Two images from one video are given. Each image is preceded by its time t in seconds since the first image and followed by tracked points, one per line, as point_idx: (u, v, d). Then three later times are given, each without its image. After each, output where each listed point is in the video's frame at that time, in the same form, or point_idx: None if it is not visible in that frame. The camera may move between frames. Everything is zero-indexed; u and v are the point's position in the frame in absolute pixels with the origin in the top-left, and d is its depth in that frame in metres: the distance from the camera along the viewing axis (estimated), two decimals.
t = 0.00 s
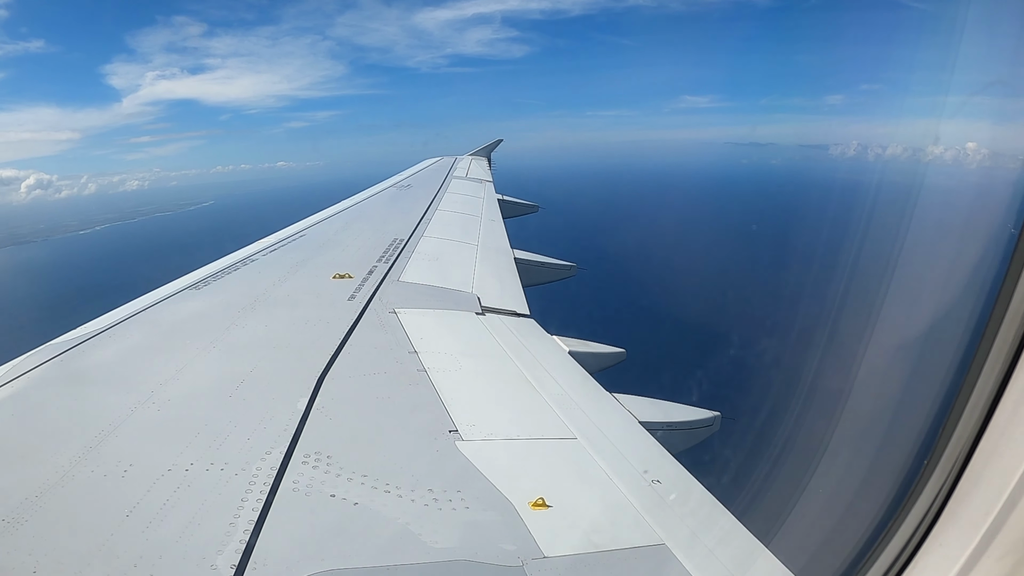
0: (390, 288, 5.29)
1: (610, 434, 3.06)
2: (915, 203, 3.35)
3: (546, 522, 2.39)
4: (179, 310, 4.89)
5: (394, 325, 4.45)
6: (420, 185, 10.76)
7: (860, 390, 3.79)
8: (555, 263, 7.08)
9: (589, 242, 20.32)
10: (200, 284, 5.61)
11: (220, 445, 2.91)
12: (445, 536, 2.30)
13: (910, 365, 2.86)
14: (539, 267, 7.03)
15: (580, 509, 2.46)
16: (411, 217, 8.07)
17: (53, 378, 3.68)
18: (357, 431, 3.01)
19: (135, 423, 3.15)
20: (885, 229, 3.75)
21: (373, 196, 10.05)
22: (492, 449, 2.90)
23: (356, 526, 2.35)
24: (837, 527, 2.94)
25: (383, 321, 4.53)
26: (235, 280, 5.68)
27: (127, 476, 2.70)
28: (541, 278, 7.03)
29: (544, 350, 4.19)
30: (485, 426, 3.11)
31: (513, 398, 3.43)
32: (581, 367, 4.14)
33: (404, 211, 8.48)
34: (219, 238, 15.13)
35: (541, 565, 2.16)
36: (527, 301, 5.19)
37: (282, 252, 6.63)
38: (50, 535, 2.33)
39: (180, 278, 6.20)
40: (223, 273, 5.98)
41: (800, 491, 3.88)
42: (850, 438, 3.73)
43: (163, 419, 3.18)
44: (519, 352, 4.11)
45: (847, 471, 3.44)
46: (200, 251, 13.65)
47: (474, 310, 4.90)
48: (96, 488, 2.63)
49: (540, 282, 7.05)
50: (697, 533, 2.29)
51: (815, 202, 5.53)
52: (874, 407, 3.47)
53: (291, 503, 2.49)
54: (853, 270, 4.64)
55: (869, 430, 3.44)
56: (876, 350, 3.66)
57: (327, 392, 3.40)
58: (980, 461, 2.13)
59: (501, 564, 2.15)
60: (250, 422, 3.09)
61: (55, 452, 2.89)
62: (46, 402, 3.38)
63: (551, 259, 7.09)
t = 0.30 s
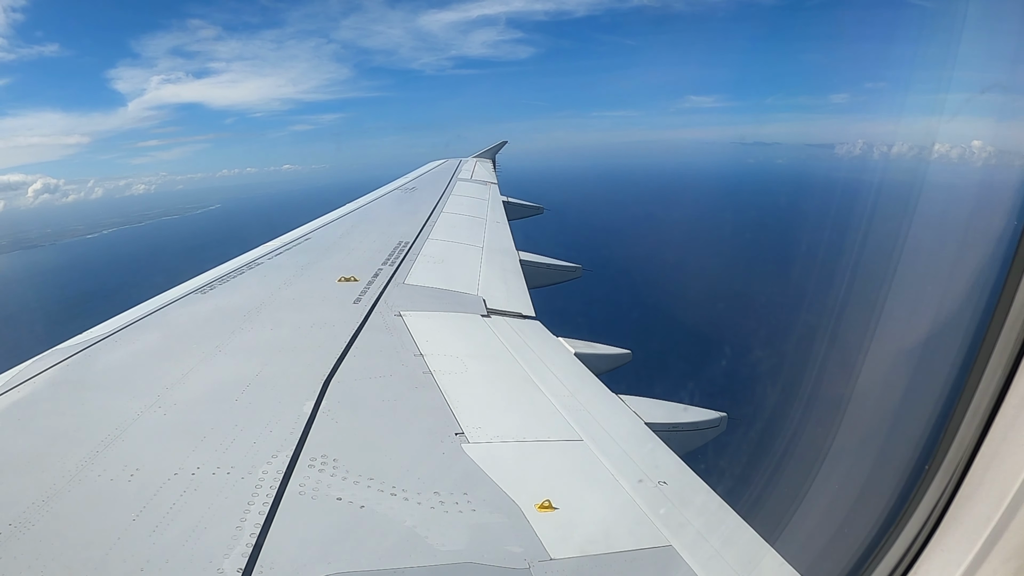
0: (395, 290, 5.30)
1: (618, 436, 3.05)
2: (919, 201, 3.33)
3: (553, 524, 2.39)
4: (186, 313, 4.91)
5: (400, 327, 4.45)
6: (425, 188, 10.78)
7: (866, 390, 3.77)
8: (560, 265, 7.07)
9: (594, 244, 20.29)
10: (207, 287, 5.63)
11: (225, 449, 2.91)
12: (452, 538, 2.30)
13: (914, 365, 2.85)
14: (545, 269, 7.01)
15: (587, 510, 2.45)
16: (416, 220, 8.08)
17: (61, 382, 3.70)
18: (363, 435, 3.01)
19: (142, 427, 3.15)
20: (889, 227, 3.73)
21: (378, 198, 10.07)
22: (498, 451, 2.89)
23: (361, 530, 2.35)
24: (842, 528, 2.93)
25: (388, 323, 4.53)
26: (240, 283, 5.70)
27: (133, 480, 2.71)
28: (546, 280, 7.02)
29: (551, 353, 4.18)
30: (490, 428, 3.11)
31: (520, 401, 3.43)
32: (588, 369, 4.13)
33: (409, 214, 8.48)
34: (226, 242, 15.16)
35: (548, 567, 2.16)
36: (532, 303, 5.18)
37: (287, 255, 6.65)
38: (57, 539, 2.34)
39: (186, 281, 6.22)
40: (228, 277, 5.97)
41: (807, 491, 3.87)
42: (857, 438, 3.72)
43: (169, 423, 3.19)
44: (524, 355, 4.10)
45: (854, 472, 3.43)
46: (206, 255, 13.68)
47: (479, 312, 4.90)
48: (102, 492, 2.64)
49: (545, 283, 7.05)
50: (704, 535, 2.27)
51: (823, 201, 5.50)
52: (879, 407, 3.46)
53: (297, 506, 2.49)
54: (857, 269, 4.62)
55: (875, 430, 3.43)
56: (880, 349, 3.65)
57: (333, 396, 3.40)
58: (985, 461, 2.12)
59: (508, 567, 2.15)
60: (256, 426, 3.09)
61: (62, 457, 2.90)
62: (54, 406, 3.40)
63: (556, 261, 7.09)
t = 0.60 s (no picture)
0: (401, 292, 5.31)
1: (623, 438, 3.04)
2: (925, 203, 3.32)
3: (558, 526, 2.39)
4: (193, 314, 4.94)
5: (405, 329, 4.46)
6: (431, 189, 10.82)
7: (871, 394, 3.76)
8: (566, 266, 7.08)
9: (598, 245, 20.27)
10: (213, 288, 5.65)
11: (231, 449, 2.92)
12: (457, 540, 2.30)
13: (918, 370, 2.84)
14: (550, 271, 7.01)
15: (591, 512, 2.45)
16: (422, 221, 8.10)
17: (68, 382, 3.73)
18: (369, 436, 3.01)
19: (148, 427, 3.17)
20: (895, 230, 3.72)
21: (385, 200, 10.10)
22: (504, 453, 2.89)
23: (366, 531, 2.35)
24: (846, 533, 2.92)
25: (394, 325, 4.54)
26: (247, 284, 5.73)
27: (139, 480, 2.72)
28: (552, 281, 7.02)
29: (556, 355, 4.18)
30: (496, 430, 3.11)
31: (525, 402, 3.43)
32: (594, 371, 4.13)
33: (415, 215, 8.51)
34: (231, 243, 15.23)
35: (552, 569, 2.16)
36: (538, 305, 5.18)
37: (293, 256, 6.67)
38: (62, 539, 2.35)
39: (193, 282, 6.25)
40: (234, 278, 5.99)
41: (811, 495, 3.86)
42: (862, 442, 3.71)
43: (175, 423, 3.20)
44: (530, 356, 4.10)
45: (858, 476, 3.41)
46: (212, 256, 13.73)
47: (485, 314, 4.91)
48: (108, 492, 2.65)
49: (551, 285, 7.05)
50: (709, 537, 2.27)
51: (830, 203, 5.48)
52: (884, 412, 3.44)
53: (302, 507, 2.49)
54: (862, 272, 4.61)
55: (880, 434, 3.41)
56: (886, 353, 3.64)
57: (339, 397, 3.41)
58: (989, 467, 2.11)
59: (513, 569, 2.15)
60: (262, 427, 3.10)
61: (69, 456, 2.92)
62: (62, 406, 3.42)
63: (562, 263, 7.09)
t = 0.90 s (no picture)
0: (405, 291, 5.32)
1: (627, 438, 3.04)
2: (926, 203, 3.31)
3: (562, 526, 2.39)
4: (198, 313, 4.96)
5: (409, 328, 4.46)
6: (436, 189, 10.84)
7: (873, 394, 3.76)
8: (570, 266, 7.07)
9: (601, 245, 20.26)
10: (217, 287, 5.67)
11: (234, 449, 2.92)
12: (461, 540, 2.30)
13: (920, 370, 2.84)
14: (554, 270, 7.01)
15: (594, 512, 2.45)
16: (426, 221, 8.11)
17: (74, 381, 3.74)
18: (373, 435, 3.02)
19: (152, 427, 3.18)
20: (897, 231, 3.72)
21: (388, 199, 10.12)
22: (508, 453, 2.90)
23: (370, 530, 2.35)
24: (847, 533, 2.92)
25: (398, 324, 4.54)
26: (251, 283, 5.74)
27: (143, 480, 2.73)
28: (556, 281, 7.02)
29: (560, 354, 4.18)
30: (499, 429, 3.11)
31: (529, 402, 3.43)
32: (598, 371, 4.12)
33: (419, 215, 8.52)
34: (236, 243, 15.28)
35: (556, 569, 2.16)
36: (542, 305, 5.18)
37: (297, 256, 6.68)
38: (66, 538, 2.36)
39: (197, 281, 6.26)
40: (238, 278, 6.01)
41: (813, 494, 3.86)
42: (863, 442, 3.71)
43: (179, 423, 3.21)
44: (534, 356, 4.10)
45: (860, 475, 3.42)
46: (216, 255, 13.75)
47: (489, 313, 4.91)
48: (112, 491, 2.66)
49: (555, 285, 7.05)
50: (712, 538, 2.26)
51: (833, 203, 5.47)
52: (885, 411, 3.45)
53: (306, 506, 2.50)
54: (864, 272, 4.61)
55: (882, 434, 3.42)
56: (888, 353, 3.63)
57: (343, 396, 3.42)
58: (991, 467, 2.11)
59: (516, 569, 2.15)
60: (266, 426, 3.11)
61: (74, 456, 2.93)
62: (68, 405, 3.43)
63: (565, 263, 7.08)
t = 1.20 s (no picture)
0: (408, 291, 5.32)
1: (629, 436, 3.04)
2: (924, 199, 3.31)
3: (565, 525, 2.39)
4: (202, 314, 4.97)
5: (412, 328, 4.47)
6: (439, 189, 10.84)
7: (872, 391, 3.76)
8: (573, 265, 7.07)
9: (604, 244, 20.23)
10: (221, 288, 5.69)
11: (237, 450, 2.93)
12: (465, 539, 2.30)
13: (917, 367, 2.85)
14: (557, 270, 7.00)
15: (598, 511, 2.45)
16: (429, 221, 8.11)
17: (80, 383, 3.76)
18: (377, 435, 3.02)
19: (156, 428, 3.19)
20: (895, 227, 3.71)
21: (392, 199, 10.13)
22: (510, 452, 2.90)
23: (374, 530, 2.36)
24: (846, 530, 2.91)
25: (401, 324, 4.55)
26: (255, 284, 5.76)
27: (147, 481, 2.74)
28: (559, 280, 7.01)
29: (563, 353, 4.18)
30: (502, 429, 3.11)
31: (532, 401, 3.43)
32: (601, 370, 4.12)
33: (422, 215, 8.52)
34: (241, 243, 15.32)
35: (559, 568, 2.16)
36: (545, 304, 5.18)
37: (300, 256, 6.70)
38: (70, 539, 2.37)
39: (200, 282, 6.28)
40: (241, 279, 6.02)
41: (813, 491, 3.85)
42: (862, 439, 3.71)
43: (183, 424, 3.22)
44: (537, 355, 4.10)
45: (858, 473, 3.41)
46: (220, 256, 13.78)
47: (492, 313, 4.91)
48: (116, 492, 2.67)
49: (558, 284, 7.04)
50: (715, 536, 2.26)
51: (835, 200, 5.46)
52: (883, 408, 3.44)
53: (310, 506, 2.50)
54: (863, 268, 4.60)
55: (880, 431, 3.41)
56: (886, 349, 3.63)
57: (347, 396, 3.43)
58: (989, 464, 2.11)
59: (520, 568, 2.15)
60: (270, 427, 3.12)
61: (78, 457, 2.94)
62: (74, 407, 3.45)
63: (569, 262, 7.08)
